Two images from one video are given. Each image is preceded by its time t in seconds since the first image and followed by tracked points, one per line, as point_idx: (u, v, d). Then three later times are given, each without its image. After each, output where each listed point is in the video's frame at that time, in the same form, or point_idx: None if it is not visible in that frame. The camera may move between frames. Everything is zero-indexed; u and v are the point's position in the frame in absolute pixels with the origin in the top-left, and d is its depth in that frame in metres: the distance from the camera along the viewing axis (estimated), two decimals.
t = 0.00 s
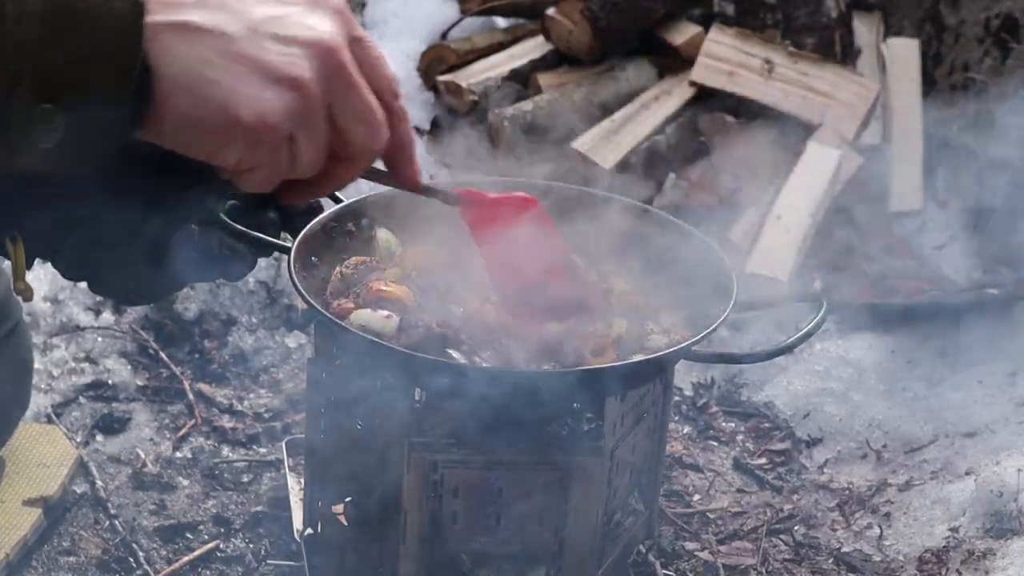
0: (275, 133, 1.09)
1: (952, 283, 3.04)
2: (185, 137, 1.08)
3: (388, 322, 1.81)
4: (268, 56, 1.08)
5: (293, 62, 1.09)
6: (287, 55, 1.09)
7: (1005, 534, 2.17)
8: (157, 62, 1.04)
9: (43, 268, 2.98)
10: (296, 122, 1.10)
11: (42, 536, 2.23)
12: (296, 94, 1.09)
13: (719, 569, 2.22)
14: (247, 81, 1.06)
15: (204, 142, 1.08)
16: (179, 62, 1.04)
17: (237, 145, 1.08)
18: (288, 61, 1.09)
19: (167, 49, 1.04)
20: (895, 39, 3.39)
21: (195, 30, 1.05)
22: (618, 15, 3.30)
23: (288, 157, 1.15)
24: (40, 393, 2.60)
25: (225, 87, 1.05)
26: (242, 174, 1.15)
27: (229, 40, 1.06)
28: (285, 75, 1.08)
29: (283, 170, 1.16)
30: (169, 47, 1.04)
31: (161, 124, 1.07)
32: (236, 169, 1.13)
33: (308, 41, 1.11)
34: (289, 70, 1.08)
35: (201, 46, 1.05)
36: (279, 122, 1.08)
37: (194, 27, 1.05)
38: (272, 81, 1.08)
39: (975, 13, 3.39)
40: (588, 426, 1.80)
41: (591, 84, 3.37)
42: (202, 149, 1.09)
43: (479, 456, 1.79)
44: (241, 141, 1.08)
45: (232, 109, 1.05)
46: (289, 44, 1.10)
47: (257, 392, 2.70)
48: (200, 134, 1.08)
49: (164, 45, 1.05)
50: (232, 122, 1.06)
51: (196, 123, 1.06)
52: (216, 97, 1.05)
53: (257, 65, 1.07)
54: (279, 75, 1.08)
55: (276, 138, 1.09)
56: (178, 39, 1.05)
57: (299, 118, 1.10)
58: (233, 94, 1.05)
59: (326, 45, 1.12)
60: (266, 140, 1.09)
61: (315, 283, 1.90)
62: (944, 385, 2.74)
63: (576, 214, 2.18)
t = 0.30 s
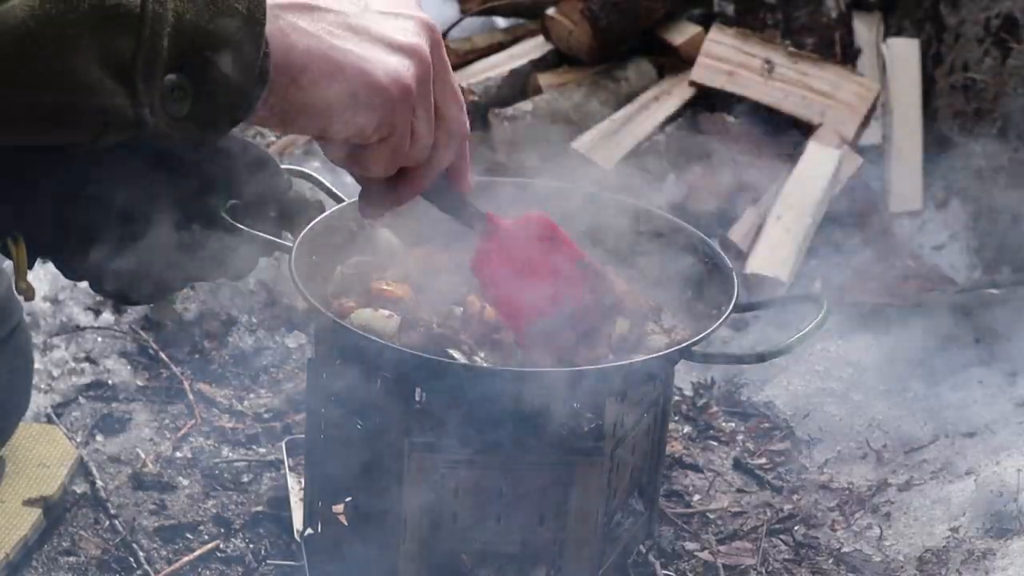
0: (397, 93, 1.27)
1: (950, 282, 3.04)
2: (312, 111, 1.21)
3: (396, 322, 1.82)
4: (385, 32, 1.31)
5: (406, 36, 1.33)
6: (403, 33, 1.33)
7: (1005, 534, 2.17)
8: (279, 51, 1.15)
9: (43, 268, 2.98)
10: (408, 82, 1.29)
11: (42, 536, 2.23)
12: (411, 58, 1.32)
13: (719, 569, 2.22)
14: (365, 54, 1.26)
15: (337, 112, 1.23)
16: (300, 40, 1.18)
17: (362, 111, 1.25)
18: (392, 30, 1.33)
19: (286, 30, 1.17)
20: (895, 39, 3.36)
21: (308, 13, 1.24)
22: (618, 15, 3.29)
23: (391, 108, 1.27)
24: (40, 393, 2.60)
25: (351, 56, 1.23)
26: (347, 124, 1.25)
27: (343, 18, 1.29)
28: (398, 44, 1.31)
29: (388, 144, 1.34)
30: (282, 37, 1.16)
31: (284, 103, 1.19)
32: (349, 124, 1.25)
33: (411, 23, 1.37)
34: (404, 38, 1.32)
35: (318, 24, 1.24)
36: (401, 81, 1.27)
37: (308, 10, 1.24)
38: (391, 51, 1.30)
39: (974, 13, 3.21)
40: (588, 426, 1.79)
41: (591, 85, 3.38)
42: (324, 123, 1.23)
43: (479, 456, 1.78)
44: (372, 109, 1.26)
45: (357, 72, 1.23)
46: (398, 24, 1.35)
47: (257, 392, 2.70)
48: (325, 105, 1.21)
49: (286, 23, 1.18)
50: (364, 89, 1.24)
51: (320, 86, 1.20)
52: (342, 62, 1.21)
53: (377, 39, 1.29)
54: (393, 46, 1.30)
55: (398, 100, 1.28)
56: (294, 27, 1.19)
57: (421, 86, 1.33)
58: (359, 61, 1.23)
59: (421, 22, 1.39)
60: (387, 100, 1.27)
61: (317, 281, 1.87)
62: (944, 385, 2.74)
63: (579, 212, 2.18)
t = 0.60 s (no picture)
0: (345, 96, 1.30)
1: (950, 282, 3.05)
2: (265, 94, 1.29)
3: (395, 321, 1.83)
4: (359, 25, 1.31)
5: (379, 34, 1.32)
6: (380, 28, 1.33)
7: (1005, 535, 2.17)
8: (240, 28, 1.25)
9: (43, 268, 2.97)
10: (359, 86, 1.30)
11: (42, 536, 2.23)
12: (376, 61, 1.32)
13: (719, 569, 2.22)
14: (330, 52, 1.28)
15: (285, 104, 1.30)
16: (271, 24, 1.26)
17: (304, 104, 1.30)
18: (370, 24, 1.32)
19: (257, 11, 1.25)
20: (895, 39, 3.35)
21: None
22: (618, 15, 3.30)
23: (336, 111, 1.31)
24: (40, 393, 2.60)
25: (310, 50, 1.27)
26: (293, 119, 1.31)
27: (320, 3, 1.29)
28: (369, 44, 1.31)
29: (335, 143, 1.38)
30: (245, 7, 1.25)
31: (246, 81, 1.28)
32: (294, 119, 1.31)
33: (394, 18, 1.36)
34: (376, 38, 1.31)
35: (295, 10, 1.28)
36: (352, 83, 1.29)
37: None
38: (358, 50, 1.30)
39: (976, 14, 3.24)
40: (587, 426, 1.79)
41: (590, 84, 3.37)
42: (271, 106, 1.30)
43: (479, 456, 1.78)
44: (319, 107, 1.31)
45: (309, 68, 1.27)
46: (379, 18, 1.34)
47: (258, 392, 2.70)
48: (278, 92, 1.29)
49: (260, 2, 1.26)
50: (312, 89, 1.29)
51: (277, 73, 1.27)
52: (297, 58, 1.27)
53: (347, 32, 1.30)
54: (364, 47, 1.31)
55: (343, 101, 1.30)
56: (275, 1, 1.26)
57: (377, 91, 1.33)
58: (316, 57, 1.27)
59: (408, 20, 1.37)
60: (334, 101, 1.30)
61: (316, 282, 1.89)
62: (944, 386, 2.74)
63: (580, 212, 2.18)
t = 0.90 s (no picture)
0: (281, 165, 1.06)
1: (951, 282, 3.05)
2: (192, 161, 1.06)
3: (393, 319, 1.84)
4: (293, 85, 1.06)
5: (316, 97, 1.07)
6: (313, 86, 1.07)
7: (1005, 535, 2.16)
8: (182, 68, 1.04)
9: (43, 268, 2.97)
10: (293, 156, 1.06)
11: (41, 537, 2.23)
12: (318, 109, 1.07)
13: (719, 569, 2.22)
14: (263, 115, 1.05)
15: (208, 169, 1.06)
16: (198, 82, 1.04)
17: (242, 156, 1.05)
18: (303, 83, 1.07)
19: (188, 75, 1.04)
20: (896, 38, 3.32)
21: (215, 50, 1.05)
22: (618, 15, 3.31)
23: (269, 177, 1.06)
24: (40, 393, 2.60)
25: (239, 116, 1.04)
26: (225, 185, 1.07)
27: (251, 63, 1.05)
28: (302, 105, 1.06)
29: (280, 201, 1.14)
30: (186, 49, 1.04)
31: (171, 144, 1.07)
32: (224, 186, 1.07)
33: (335, 71, 1.09)
34: (310, 97, 1.06)
35: (222, 61, 1.04)
36: (284, 152, 1.05)
37: (216, 49, 1.05)
38: (291, 114, 1.06)
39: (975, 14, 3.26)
40: (588, 425, 1.79)
41: (590, 85, 3.37)
42: (213, 164, 1.06)
43: (479, 456, 1.78)
44: (244, 177, 1.07)
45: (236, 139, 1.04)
46: (325, 48, 1.10)
47: (258, 392, 2.70)
48: (207, 161, 1.06)
49: (187, 66, 1.04)
50: (243, 156, 1.05)
51: (202, 136, 1.05)
52: (223, 124, 1.04)
53: (279, 93, 1.05)
54: (298, 108, 1.06)
55: (278, 171, 1.07)
56: (201, 57, 1.04)
57: (320, 137, 1.08)
58: (244, 124, 1.04)
59: (352, 70, 1.10)
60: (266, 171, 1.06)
61: (314, 284, 1.89)
62: (944, 385, 2.74)
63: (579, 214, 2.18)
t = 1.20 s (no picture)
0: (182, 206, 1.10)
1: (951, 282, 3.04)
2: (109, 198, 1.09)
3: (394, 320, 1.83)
4: (194, 129, 1.09)
5: (217, 139, 1.10)
6: (217, 128, 1.10)
7: (1005, 535, 2.17)
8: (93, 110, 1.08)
9: (43, 268, 2.97)
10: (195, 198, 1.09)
11: (42, 537, 2.23)
12: (223, 155, 1.11)
13: (719, 569, 2.22)
14: (163, 156, 1.08)
15: (115, 207, 1.10)
16: (107, 131, 1.08)
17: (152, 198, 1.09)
18: (206, 128, 1.09)
19: (97, 118, 1.08)
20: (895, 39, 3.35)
21: (122, 95, 1.08)
22: (617, 15, 3.30)
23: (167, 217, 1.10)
24: (40, 393, 2.60)
25: (142, 158, 1.08)
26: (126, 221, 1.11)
27: (153, 106, 1.08)
28: (202, 147, 1.09)
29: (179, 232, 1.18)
30: (96, 96, 1.08)
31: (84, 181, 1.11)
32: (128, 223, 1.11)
33: (240, 112, 1.11)
34: (211, 141, 1.09)
35: (130, 112, 1.08)
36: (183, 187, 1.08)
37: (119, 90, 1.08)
38: (192, 155, 1.09)
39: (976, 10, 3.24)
40: (587, 425, 1.82)
41: (590, 85, 3.37)
42: (125, 206, 1.10)
43: (479, 456, 1.78)
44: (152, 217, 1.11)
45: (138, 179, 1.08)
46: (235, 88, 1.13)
47: (258, 392, 2.70)
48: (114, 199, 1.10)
49: (93, 109, 1.08)
50: (145, 197, 1.09)
51: (108, 175, 1.09)
52: (125, 165, 1.08)
53: (180, 135, 1.08)
54: (200, 151, 1.09)
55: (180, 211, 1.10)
56: (108, 102, 1.08)
57: (227, 179, 1.13)
58: (147, 165, 1.08)
59: (256, 112, 1.12)
60: (167, 210, 1.10)
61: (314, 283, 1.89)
62: (944, 386, 2.73)
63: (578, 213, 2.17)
